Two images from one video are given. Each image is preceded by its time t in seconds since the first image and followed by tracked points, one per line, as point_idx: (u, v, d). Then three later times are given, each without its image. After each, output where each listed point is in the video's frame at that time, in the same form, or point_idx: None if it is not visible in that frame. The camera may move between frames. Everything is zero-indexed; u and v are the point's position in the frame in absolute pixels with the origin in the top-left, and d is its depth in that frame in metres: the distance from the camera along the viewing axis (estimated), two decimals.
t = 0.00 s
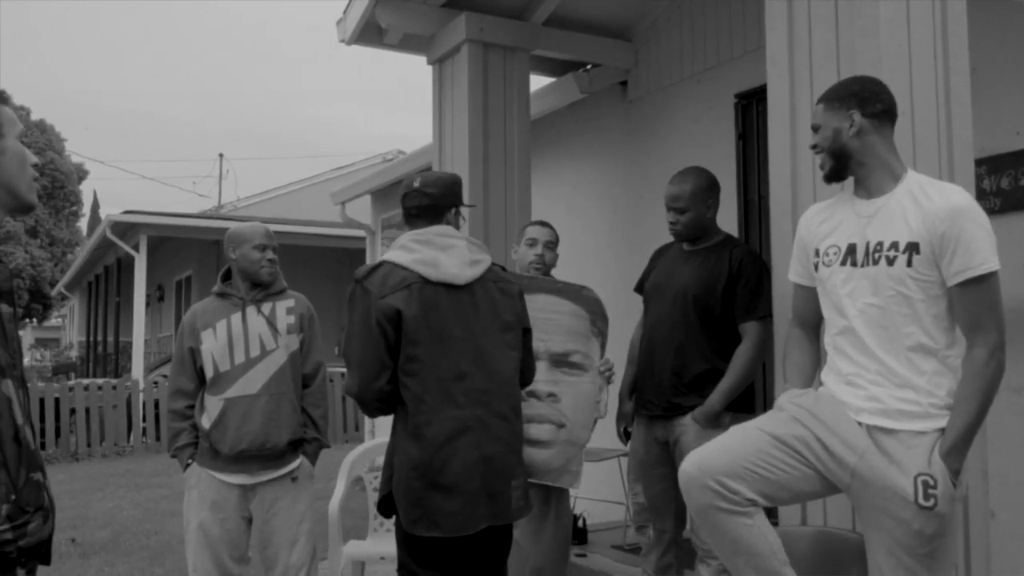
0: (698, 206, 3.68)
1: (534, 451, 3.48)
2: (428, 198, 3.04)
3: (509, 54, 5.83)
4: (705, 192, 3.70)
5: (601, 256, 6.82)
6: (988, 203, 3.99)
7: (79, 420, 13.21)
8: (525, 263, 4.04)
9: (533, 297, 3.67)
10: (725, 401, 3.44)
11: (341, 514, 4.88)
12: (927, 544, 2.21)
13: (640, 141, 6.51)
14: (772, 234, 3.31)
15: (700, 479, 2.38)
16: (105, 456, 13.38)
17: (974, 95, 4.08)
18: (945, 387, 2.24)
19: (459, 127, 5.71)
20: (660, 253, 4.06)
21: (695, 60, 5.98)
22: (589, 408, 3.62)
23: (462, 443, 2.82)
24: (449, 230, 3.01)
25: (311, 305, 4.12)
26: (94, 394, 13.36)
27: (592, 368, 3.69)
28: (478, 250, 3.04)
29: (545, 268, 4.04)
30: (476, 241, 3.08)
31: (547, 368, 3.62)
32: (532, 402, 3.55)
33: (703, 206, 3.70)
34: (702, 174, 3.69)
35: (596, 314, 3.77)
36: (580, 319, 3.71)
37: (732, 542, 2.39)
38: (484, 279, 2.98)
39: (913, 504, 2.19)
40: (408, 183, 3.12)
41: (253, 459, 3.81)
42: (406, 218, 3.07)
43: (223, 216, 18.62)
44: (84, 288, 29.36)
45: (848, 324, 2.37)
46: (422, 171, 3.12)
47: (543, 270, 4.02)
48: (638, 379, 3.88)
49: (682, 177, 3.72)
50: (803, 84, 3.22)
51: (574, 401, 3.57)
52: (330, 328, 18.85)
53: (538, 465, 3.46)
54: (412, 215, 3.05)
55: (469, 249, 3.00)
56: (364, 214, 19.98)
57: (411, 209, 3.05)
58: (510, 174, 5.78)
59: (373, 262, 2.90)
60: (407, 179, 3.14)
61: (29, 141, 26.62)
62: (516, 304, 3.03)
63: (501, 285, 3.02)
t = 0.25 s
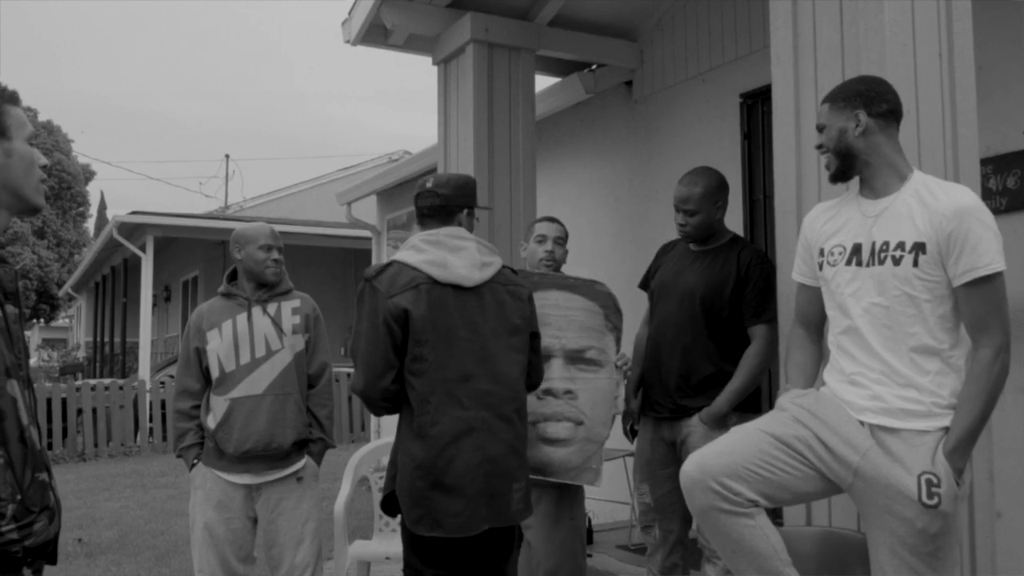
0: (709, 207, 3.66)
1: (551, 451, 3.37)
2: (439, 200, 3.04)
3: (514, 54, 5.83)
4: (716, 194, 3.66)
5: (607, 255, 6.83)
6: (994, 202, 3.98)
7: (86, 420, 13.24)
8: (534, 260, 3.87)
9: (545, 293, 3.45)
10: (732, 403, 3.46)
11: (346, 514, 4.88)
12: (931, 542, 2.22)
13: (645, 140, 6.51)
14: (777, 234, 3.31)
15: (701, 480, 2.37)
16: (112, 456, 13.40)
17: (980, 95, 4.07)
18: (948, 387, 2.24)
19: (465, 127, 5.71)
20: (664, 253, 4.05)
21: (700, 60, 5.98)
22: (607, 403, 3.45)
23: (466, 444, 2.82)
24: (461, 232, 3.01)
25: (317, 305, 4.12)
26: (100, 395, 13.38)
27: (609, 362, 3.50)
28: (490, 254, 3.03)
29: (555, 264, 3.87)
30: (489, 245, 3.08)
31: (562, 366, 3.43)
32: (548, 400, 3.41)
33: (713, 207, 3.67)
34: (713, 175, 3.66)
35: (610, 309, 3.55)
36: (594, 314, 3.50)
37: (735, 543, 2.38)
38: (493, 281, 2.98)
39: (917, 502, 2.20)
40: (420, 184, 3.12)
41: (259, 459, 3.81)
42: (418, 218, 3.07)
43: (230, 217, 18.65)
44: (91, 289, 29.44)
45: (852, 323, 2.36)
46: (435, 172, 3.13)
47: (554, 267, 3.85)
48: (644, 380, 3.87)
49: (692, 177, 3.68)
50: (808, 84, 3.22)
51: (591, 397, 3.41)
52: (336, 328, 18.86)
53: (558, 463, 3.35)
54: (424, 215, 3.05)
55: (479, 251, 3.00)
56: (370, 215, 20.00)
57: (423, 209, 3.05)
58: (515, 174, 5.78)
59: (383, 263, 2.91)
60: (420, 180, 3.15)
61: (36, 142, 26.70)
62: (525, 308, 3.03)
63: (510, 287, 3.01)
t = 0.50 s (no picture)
0: (718, 211, 3.64)
1: (567, 450, 3.24)
2: (449, 202, 3.05)
3: (518, 54, 5.83)
4: (724, 197, 3.65)
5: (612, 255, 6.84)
6: (999, 201, 3.96)
7: (92, 420, 13.28)
8: (544, 256, 3.80)
9: (556, 291, 3.35)
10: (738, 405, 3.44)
11: (350, 514, 4.88)
12: (932, 542, 2.21)
13: (649, 140, 6.51)
14: (780, 234, 3.30)
15: (702, 482, 2.36)
16: (117, 456, 13.43)
17: (984, 94, 4.06)
18: (949, 386, 2.24)
19: (469, 127, 5.71)
20: (667, 253, 4.04)
21: (704, 60, 5.97)
22: (620, 398, 3.33)
23: (465, 446, 2.81)
24: (474, 234, 3.03)
25: (321, 305, 4.13)
26: (106, 395, 13.41)
27: (623, 358, 3.37)
28: (502, 258, 3.02)
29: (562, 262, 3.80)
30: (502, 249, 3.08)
31: (574, 364, 3.30)
32: (561, 399, 3.27)
33: (722, 210, 3.66)
34: (722, 178, 3.65)
35: (620, 304, 3.43)
36: (605, 310, 3.38)
37: (736, 544, 2.38)
38: (503, 285, 2.96)
39: (917, 502, 2.20)
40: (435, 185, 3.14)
41: (262, 459, 3.81)
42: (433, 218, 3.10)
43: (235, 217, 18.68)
44: (97, 289, 29.50)
45: (854, 322, 2.36)
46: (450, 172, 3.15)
47: (563, 263, 3.78)
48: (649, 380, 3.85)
49: (701, 180, 3.65)
50: (811, 84, 3.21)
51: (605, 395, 3.29)
52: (342, 328, 18.87)
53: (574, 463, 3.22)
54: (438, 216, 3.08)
55: (490, 254, 2.99)
56: (374, 215, 20.00)
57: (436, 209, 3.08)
58: (519, 174, 5.78)
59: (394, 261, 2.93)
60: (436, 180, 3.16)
61: (42, 143, 26.77)
62: (532, 313, 3.00)
63: (519, 291, 2.99)
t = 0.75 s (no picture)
0: (726, 216, 3.57)
1: (578, 449, 3.17)
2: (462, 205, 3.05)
3: (521, 54, 5.83)
4: (732, 201, 3.58)
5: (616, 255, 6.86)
6: (1002, 201, 3.96)
7: (97, 420, 13.31)
8: (551, 257, 3.74)
9: (565, 289, 3.27)
10: (744, 407, 3.43)
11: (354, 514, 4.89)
12: (931, 542, 2.22)
13: (652, 140, 6.51)
14: (782, 234, 3.30)
15: (703, 482, 2.36)
16: (123, 457, 13.46)
17: (987, 94, 4.06)
18: (948, 386, 2.24)
19: (472, 127, 5.71)
20: (670, 253, 4.03)
21: (707, 60, 5.97)
22: (631, 398, 3.25)
23: (462, 446, 2.80)
24: (483, 238, 3.00)
25: (324, 306, 4.13)
26: (112, 396, 13.43)
27: (633, 357, 3.28)
28: (511, 261, 3.00)
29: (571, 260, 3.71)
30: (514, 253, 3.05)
31: (584, 363, 3.23)
32: (572, 398, 3.20)
33: (730, 215, 3.58)
34: (729, 181, 3.57)
35: (631, 302, 3.35)
36: (615, 308, 3.30)
37: (738, 545, 2.38)
38: (508, 290, 2.94)
39: (917, 502, 2.20)
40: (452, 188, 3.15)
41: (265, 459, 3.82)
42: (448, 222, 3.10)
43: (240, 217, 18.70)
44: (103, 289, 29.57)
45: (855, 321, 2.36)
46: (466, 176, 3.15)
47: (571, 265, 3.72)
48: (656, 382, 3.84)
49: (708, 185, 3.57)
50: (812, 84, 3.21)
51: (616, 395, 3.21)
52: (346, 328, 18.88)
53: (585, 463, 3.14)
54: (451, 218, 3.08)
55: (497, 258, 2.97)
56: (379, 215, 20.01)
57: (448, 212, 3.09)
58: (522, 174, 5.78)
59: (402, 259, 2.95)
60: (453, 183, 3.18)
61: (48, 144, 26.85)
62: (537, 318, 2.97)
63: (524, 296, 2.97)
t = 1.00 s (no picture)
0: (733, 223, 3.54)
1: (586, 451, 3.13)
2: (466, 206, 3.06)
3: (522, 54, 5.83)
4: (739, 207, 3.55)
5: (618, 255, 6.85)
6: (1003, 201, 3.95)
7: (101, 420, 13.33)
8: (553, 260, 3.74)
9: (572, 290, 3.26)
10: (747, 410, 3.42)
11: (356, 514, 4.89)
12: (929, 543, 2.22)
13: (654, 140, 6.51)
14: (782, 234, 3.30)
15: (703, 481, 2.37)
16: (127, 457, 13.48)
17: (988, 93, 4.05)
18: (946, 387, 2.24)
19: (474, 128, 5.72)
20: (670, 253, 4.02)
21: (709, 60, 5.97)
22: (640, 399, 3.23)
23: (456, 442, 2.78)
24: (486, 240, 2.96)
25: (325, 306, 4.13)
26: (116, 396, 13.45)
27: (642, 357, 3.27)
28: (515, 266, 2.95)
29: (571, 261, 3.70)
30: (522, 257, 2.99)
31: (593, 363, 3.21)
32: (580, 399, 3.17)
33: (737, 221, 3.56)
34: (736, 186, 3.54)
35: (639, 302, 3.33)
36: (623, 309, 3.28)
37: (737, 544, 2.38)
38: (505, 293, 2.89)
39: (914, 504, 2.20)
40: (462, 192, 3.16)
41: (267, 460, 3.83)
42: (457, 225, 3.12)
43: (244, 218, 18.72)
44: (107, 290, 29.62)
45: (853, 322, 2.36)
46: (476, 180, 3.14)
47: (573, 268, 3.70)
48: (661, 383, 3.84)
49: (715, 190, 3.54)
50: (812, 84, 3.21)
51: (625, 396, 3.19)
52: (350, 328, 18.89)
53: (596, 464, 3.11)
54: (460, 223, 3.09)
55: (497, 261, 2.92)
56: (382, 215, 20.02)
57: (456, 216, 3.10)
58: (524, 174, 5.78)
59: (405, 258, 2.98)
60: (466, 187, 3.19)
61: (53, 144, 26.90)
62: (532, 324, 2.89)
63: (524, 302, 2.91)
